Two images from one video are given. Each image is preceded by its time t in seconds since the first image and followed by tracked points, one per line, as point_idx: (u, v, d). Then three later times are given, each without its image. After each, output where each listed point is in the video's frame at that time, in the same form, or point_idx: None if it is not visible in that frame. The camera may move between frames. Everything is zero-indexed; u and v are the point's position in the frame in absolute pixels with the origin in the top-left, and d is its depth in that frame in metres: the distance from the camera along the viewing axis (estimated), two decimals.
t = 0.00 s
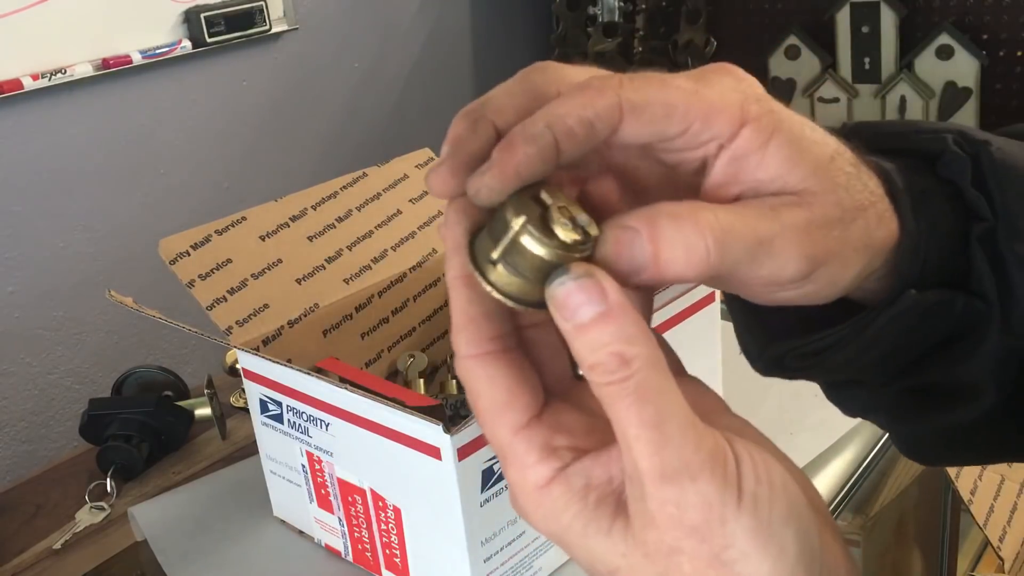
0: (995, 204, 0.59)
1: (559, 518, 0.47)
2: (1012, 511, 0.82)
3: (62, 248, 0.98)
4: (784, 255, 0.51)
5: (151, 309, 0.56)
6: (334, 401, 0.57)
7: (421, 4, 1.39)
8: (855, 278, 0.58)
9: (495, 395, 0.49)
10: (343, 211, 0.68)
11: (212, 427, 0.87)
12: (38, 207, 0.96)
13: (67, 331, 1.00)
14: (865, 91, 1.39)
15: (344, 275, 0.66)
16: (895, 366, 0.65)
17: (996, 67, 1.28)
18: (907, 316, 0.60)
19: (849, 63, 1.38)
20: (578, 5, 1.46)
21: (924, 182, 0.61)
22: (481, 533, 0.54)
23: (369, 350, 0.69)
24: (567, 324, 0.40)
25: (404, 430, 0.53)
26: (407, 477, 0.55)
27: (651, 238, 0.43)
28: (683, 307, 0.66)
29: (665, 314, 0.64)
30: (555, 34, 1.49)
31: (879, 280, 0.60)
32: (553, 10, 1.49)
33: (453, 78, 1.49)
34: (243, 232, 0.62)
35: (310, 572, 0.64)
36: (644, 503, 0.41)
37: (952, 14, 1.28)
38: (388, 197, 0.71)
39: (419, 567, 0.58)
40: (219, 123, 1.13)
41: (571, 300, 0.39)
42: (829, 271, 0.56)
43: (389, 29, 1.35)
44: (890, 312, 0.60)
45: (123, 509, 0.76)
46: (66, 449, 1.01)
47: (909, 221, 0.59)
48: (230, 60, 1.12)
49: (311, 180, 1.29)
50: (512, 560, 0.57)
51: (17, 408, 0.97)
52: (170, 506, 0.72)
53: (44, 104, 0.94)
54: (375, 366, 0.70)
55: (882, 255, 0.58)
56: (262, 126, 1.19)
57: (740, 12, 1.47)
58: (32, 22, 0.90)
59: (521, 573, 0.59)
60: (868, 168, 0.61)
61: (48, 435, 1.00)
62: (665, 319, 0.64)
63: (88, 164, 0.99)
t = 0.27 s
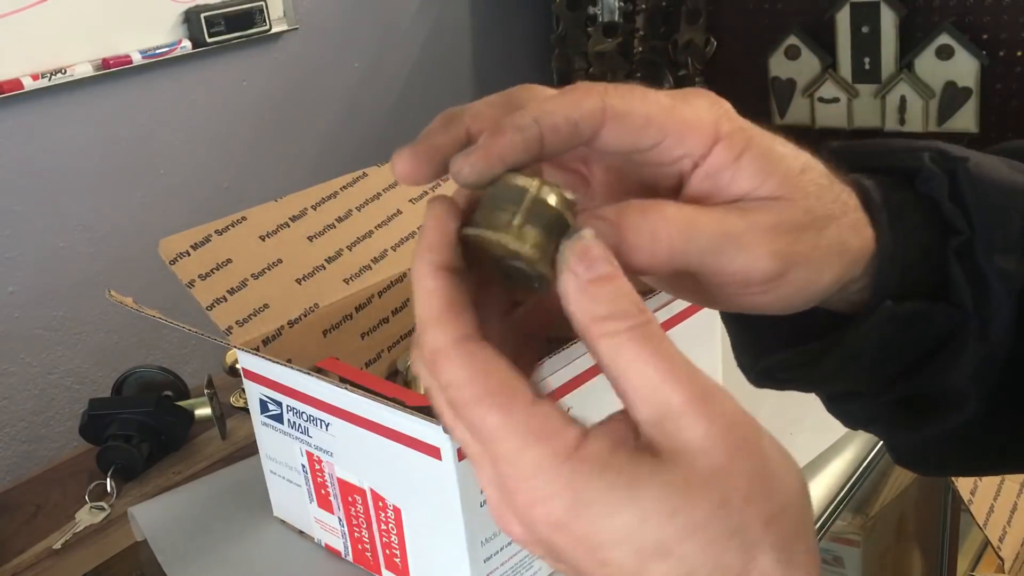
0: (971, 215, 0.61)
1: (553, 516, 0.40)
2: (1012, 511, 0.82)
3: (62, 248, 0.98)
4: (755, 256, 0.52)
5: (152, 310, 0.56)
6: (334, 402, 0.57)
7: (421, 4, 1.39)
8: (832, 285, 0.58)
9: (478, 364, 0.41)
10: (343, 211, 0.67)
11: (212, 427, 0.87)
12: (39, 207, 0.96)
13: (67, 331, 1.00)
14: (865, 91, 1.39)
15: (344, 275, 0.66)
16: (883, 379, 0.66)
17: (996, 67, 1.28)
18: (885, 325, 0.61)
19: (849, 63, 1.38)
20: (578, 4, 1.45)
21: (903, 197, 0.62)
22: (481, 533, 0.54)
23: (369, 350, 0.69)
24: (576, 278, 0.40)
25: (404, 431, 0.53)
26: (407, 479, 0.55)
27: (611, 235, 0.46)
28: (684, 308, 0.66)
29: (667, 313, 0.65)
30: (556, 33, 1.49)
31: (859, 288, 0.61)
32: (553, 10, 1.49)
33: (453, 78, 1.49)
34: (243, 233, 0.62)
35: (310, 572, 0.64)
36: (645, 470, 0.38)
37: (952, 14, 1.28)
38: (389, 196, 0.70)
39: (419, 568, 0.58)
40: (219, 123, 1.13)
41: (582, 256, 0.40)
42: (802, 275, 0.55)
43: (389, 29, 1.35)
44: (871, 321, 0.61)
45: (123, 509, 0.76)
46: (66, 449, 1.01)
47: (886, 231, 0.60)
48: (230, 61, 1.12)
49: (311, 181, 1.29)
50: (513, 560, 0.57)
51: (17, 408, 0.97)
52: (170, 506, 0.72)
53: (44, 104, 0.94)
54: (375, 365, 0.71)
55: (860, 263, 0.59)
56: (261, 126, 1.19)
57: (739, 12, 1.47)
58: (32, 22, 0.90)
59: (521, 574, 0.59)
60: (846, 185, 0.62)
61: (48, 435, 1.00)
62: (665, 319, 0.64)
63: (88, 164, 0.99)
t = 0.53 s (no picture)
0: (952, 220, 0.65)
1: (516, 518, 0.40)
2: (1012, 511, 0.82)
3: (62, 248, 0.98)
4: (733, 260, 0.57)
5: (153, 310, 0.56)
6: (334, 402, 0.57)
7: (421, 4, 1.39)
8: (813, 290, 0.62)
9: (479, 372, 0.39)
10: (343, 211, 0.68)
11: (212, 427, 0.87)
12: (38, 207, 0.96)
13: (67, 330, 1.00)
14: (865, 91, 1.39)
15: (344, 275, 0.66)
16: (874, 375, 0.68)
17: (996, 67, 1.28)
18: (869, 325, 0.65)
19: (849, 63, 1.38)
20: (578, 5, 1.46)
21: (889, 205, 0.67)
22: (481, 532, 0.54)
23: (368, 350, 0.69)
24: (537, 283, 0.45)
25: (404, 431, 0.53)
26: (408, 478, 0.55)
27: (602, 240, 0.51)
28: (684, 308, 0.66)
29: (668, 311, 0.64)
30: (556, 33, 1.50)
31: (845, 291, 0.65)
32: (553, 10, 1.49)
33: (453, 78, 1.49)
34: (243, 232, 0.62)
35: (310, 572, 0.64)
36: (614, 471, 0.40)
37: (953, 14, 1.28)
38: (389, 197, 0.71)
39: (419, 567, 0.58)
40: (219, 123, 1.13)
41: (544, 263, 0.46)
42: (782, 278, 0.60)
43: (389, 29, 1.35)
44: (854, 319, 0.65)
45: (123, 509, 0.76)
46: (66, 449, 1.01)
47: (870, 233, 0.64)
48: (230, 60, 1.12)
49: (311, 180, 1.29)
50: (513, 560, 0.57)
51: (17, 408, 0.97)
52: (170, 506, 0.72)
53: (44, 104, 0.94)
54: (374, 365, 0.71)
55: (844, 270, 0.63)
56: (261, 126, 1.19)
57: (739, 12, 1.47)
58: (32, 22, 0.90)
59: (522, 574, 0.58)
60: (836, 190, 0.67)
61: (48, 434, 1.00)
62: (666, 319, 0.64)
63: (88, 164, 0.99)
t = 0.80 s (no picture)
0: None
1: (522, 494, 0.36)
2: (1013, 511, 0.82)
3: (62, 248, 0.98)
4: (866, 254, 0.65)
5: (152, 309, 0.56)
6: (333, 401, 0.57)
7: (421, 4, 1.39)
8: (943, 289, 0.68)
9: (489, 346, 0.37)
10: (343, 211, 0.68)
11: (212, 427, 0.87)
12: (39, 207, 0.96)
13: (68, 330, 1.00)
14: (865, 91, 1.39)
15: (344, 275, 0.66)
16: (994, 381, 0.71)
17: (996, 67, 1.28)
18: (994, 320, 0.69)
19: (849, 63, 1.38)
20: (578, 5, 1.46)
21: None
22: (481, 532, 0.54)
23: (369, 350, 0.68)
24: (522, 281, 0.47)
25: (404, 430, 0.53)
26: (407, 478, 0.55)
27: (752, 236, 0.60)
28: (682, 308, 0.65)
29: (665, 313, 0.64)
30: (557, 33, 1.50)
31: (974, 294, 0.69)
32: (553, 10, 1.50)
33: (453, 78, 1.49)
34: (243, 232, 0.62)
35: (310, 572, 0.64)
36: (617, 441, 0.37)
37: (952, 14, 1.28)
38: (388, 197, 0.71)
39: (419, 567, 0.58)
40: (220, 123, 1.13)
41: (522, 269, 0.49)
42: (911, 275, 0.67)
43: (389, 29, 1.35)
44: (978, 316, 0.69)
45: (123, 509, 0.76)
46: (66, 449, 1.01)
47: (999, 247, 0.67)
48: (230, 60, 1.12)
49: (311, 180, 1.28)
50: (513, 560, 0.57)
51: (17, 408, 0.97)
52: (170, 506, 0.72)
53: (44, 104, 0.94)
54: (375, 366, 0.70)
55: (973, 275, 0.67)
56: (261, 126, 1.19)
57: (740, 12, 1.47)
58: (32, 22, 0.90)
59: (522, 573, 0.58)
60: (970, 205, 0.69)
61: (48, 434, 1.00)
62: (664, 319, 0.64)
63: (88, 164, 0.99)
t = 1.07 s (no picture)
0: None
1: (668, 388, 0.39)
2: (1012, 511, 0.82)
3: (61, 248, 0.98)
4: None
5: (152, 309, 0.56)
6: (333, 401, 0.57)
7: (421, 4, 1.39)
8: None
9: (662, 247, 0.38)
10: (342, 211, 0.68)
11: (212, 427, 0.87)
12: (38, 207, 0.96)
13: (67, 330, 1.00)
14: (865, 91, 1.39)
15: (344, 275, 0.66)
16: None
17: (996, 67, 1.28)
18: None
19: (849, 63, 1.38)
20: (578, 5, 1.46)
21: None
22: (481, 533, 0.54)
23: (369, 350, 0.68)
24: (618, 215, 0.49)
25: (404, 431, 0.53)
26: (407, 478, 0.55)
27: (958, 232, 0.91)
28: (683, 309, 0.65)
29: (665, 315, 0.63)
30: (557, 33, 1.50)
31: None
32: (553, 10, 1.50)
33: (453, 77, 1.49)
34: (243, 232, 0.62)
35: (310, 572, 0.64)
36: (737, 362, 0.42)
37: (952, 14, 1.28)
38: (388, 197, 0.71)
39: (419, 567, 0.58)
40: (220, 122, 1.13)
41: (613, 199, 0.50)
42: None
43: (389, 29, 1.35)
44: None
45: (123, 509, 0.76)
46: (66, 449, 1.01)
47: None
48: (231, 60, 1.12)
49: (311, 180, 1.28)
50: (513, 560, 0.57)
51: (17, 408, 0.96)
52: (170, 506, 0.72)
53: (44, 104, 0.94)
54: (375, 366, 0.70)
55: None
56: (262, 126, 1.19)
57: (740, 12, 1.47)
58: (32, 22, 0.90)
59: (522, 573, 0.58)
60: None
61: (48, 434, 1.00)
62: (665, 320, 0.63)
63: (88, 164, 0.99)
